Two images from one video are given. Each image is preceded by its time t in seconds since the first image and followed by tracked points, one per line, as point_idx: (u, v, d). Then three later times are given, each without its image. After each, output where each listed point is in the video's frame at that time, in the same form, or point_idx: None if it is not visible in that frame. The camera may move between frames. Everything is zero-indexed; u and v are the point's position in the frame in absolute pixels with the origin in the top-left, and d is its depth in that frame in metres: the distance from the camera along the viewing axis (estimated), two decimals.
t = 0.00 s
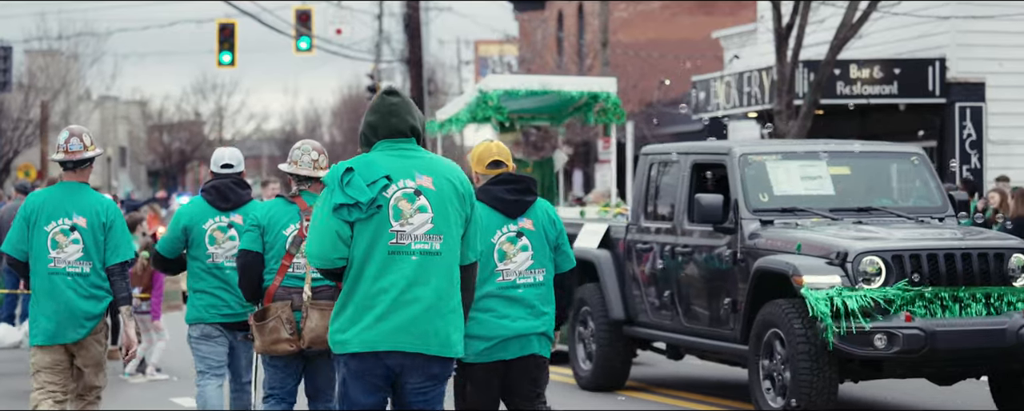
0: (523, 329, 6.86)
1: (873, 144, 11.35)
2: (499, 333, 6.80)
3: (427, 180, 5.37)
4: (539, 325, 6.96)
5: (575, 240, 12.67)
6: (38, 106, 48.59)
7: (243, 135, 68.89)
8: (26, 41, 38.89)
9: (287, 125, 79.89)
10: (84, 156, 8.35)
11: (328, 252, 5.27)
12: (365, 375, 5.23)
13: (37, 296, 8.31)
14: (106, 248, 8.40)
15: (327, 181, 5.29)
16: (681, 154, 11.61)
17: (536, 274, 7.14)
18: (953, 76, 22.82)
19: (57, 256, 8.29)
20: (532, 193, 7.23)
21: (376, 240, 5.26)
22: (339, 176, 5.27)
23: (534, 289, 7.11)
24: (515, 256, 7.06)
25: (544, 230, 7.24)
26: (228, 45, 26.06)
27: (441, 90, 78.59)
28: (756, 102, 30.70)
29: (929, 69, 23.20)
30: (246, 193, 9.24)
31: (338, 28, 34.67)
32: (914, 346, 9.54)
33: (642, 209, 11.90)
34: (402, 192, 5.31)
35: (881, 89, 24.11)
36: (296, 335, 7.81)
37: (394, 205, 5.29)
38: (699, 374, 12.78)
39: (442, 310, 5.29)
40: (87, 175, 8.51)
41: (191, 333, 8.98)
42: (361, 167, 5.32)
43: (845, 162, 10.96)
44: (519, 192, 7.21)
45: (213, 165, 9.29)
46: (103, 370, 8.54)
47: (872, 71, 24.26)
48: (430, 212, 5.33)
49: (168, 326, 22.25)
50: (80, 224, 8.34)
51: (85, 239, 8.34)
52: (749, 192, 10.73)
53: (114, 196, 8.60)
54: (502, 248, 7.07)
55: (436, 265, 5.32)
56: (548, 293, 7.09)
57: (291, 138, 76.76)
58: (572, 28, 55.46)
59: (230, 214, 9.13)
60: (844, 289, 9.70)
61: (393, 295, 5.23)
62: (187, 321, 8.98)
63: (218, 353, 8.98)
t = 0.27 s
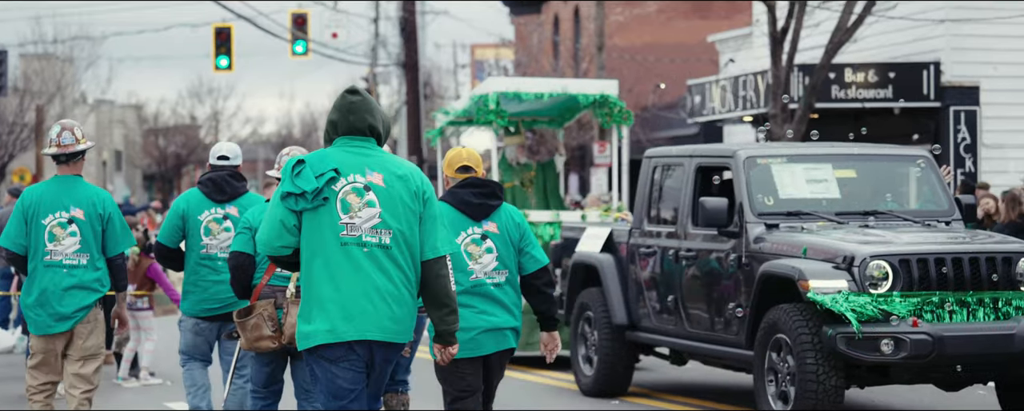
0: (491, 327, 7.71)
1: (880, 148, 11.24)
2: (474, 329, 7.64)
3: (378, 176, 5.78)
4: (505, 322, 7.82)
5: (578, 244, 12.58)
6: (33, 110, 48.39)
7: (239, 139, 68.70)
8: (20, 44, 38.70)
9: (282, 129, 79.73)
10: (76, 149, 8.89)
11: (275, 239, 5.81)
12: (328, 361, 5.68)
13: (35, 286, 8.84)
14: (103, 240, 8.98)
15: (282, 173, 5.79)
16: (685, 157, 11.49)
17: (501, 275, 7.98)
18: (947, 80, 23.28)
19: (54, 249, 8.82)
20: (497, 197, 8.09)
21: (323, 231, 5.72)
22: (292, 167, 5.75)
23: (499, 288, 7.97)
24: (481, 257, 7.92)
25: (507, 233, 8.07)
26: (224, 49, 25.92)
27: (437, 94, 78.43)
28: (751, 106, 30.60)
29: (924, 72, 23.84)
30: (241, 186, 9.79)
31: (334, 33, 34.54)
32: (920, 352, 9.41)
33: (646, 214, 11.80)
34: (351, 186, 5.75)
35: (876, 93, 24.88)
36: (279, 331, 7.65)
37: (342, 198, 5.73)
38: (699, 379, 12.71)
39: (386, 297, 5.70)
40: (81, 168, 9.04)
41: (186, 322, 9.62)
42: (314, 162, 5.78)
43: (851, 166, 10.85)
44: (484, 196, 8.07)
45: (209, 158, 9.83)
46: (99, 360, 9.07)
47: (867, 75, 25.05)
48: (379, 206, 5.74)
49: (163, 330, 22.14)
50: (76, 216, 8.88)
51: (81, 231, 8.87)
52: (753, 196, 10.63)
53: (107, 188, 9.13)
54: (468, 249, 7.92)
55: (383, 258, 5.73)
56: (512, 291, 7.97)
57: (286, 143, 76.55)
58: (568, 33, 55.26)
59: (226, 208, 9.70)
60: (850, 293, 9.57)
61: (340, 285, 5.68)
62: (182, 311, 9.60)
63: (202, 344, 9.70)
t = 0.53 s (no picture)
0: (419, 337, 8.13)
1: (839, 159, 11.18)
2: (397, 340, 8.10)
3: (303, 200, 6.54)
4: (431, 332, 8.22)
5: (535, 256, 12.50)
6: None
7: (190, 150, 68.39)
8: None
9: (233, 140, 79.40)
10: (19, 173, 9.41)
11: (206, 255, 6.58)
12: (250, 370, 6.36)
13: None
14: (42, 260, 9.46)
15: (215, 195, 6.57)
16: (643, 168, 11.42)
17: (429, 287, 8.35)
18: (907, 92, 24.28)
19: None
20: (429, 212, 8.43)
21: (252, 248, 6.46)
22: (223, 188, 6.54)
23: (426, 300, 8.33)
24: (411, 268, 8.28)
25: (438, 246, 8.44)
26: (175, 61, 25.75)
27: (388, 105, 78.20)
28: (702, 118, 30.58)
29: (874, 83, 24.74)
30: (178, 206, 10.39)
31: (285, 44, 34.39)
32: (883, 364, 9.30)
33: (603, 225, 11.71)
34: (277, 207, 6.50)
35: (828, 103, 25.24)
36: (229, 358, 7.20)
37: (269, 218, 6.47)
38: (653, 390, 12.66)
39: (304, 313, 6.40)
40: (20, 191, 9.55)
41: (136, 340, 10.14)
42: (245, 183, 6.56)
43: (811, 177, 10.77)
44: (417, 209, 8.42)
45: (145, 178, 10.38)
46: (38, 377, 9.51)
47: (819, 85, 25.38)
48: (302, 226, 6.48)
49: (112, 342, 21.97)
50: (19, 237, 9.39)
51: (23, 251, 9.38)
52: (713, 207, 10.55)
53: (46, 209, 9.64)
54: (397, 260, 8.29)
55: (304, 274, 6.46)
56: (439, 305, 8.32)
57: (237, 154, 76.22)
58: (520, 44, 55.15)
59: (166, 227, 10.26)
60: (811, 305, 9.49)
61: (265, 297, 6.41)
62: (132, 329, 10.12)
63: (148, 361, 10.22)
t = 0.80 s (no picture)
0: (336, 334, 8.32)
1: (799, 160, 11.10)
2: (314, 338, 8.31)
3: (233, 194, 6.77)
4: (355, 327, 8.43)
5: (491, 258, 12.37)
6: None
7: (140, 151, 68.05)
8: None
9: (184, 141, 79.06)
10: None
11: (139, 248, 6.70)
12: (181, 362, 6.55)
13: None
14: None
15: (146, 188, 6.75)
16: (602, 170, 11.30)
17: (355, 287, 8.53)
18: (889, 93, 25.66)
19: None
20: (355, 214, 8.57)
21: (184, 242, 6.66)
22: (156, 183, 6.73)
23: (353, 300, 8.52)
24: (336, 271, 8.45)
25: (364, 248, 8.60)
26: (125, 62, 25.56)
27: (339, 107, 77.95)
28: (653, 121, 30.51)
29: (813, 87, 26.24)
30: (114, 202, 10.55)
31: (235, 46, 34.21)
32: (844, 368, 9.22)
33: (561, 226, 11.59)
34: (209, 202, 6.72)
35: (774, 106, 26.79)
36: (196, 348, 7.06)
37: (201, 213, 6.69)
38: (608, 393, 12.56)
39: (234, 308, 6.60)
40: None
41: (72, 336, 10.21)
42: (177, 177, 6.76)
43: (771, 179, 10.69)
44: (343, 213, 8.56)
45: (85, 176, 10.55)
46: None
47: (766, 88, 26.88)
48: (234, 221, 6.70)
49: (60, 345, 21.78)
50: None
51: None
52: (672, 209, 10.44)
53: None
54: (324, 264, 8.43)
55: (235, 268, 6.67)
56: (364, 303, 8.52)
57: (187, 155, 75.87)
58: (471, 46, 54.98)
59: (102, 223, 10.41)
60: (772, 308, 9.38)
61: (202, 292, 6.60)
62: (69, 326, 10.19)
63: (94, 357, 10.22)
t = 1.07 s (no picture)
0: (261, 335, 8.10)
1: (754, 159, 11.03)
2: (241, 337, 8.07)
3: (146, 204, 7.07)
4: (281, 327, 8.20)
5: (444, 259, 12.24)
6: None
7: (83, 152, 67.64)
8: None
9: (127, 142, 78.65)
10: None
11: (60, 265, 6.96)
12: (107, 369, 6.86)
13: None
14: None
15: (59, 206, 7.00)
16: (556, 169, 11.18)
17: (279, 285, 8.26)
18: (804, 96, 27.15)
19: None
20: (273, 212, 8.28)
21: (102, 254, 6.97)
22: (69, 201, 6.97)
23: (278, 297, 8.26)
24: (258, 268, 8.20)
25: (287, 246, 8.29)
26: (68, 62, 25.32)
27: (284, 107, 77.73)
28: (597, 121, 30.51)
29: (765, 88, 27.10)
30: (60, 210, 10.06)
31: (178, 45, 34.00)
32: (802, 370, 9.14)
33: (514, 227, 11.47)
34: (123, 214, 7.01)
35: (719, 108, 27.26)
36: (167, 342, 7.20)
37: (117, 225, 6.98)
38: (559, 393, 12.45)
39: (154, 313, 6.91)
40: None
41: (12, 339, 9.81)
42: (88, 193, 7.02)
43: (726, 179, 10.61)
44: (263, 211, 8.27)
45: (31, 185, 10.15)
46: None
47: (709, 89, 27.27)
48: (148, 230, 7.02)
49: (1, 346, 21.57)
50: None
51: None
52: (626, 208, 10.33)
53: None
54: (245, 261, 8.18)
55: (153, 275, 6.99)
56: (289, 301, 8.26)
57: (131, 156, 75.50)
58: (416, 47, 54.83)
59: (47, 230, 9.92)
60: (729, 309, 9.25)
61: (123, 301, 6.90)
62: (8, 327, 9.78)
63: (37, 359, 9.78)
